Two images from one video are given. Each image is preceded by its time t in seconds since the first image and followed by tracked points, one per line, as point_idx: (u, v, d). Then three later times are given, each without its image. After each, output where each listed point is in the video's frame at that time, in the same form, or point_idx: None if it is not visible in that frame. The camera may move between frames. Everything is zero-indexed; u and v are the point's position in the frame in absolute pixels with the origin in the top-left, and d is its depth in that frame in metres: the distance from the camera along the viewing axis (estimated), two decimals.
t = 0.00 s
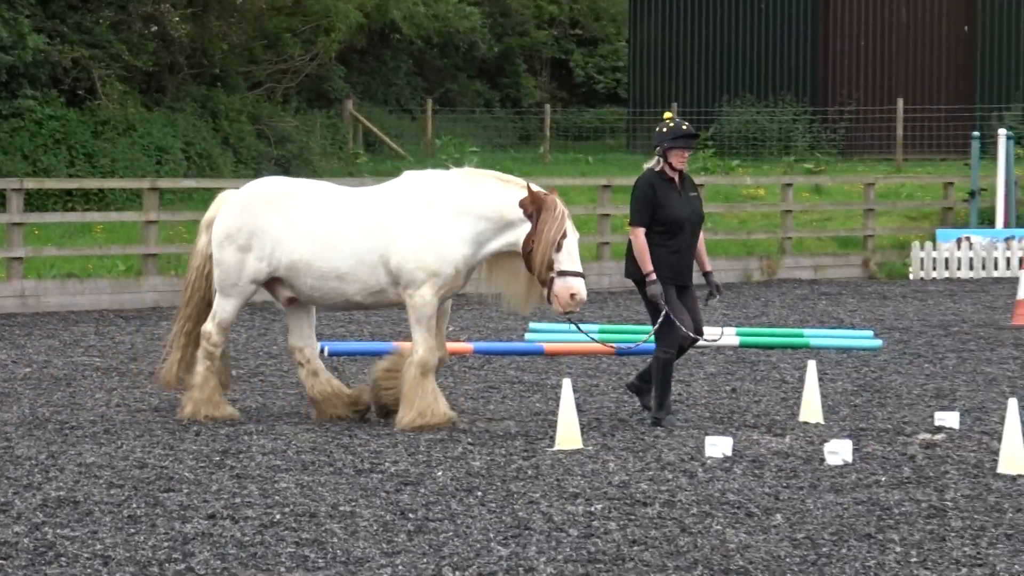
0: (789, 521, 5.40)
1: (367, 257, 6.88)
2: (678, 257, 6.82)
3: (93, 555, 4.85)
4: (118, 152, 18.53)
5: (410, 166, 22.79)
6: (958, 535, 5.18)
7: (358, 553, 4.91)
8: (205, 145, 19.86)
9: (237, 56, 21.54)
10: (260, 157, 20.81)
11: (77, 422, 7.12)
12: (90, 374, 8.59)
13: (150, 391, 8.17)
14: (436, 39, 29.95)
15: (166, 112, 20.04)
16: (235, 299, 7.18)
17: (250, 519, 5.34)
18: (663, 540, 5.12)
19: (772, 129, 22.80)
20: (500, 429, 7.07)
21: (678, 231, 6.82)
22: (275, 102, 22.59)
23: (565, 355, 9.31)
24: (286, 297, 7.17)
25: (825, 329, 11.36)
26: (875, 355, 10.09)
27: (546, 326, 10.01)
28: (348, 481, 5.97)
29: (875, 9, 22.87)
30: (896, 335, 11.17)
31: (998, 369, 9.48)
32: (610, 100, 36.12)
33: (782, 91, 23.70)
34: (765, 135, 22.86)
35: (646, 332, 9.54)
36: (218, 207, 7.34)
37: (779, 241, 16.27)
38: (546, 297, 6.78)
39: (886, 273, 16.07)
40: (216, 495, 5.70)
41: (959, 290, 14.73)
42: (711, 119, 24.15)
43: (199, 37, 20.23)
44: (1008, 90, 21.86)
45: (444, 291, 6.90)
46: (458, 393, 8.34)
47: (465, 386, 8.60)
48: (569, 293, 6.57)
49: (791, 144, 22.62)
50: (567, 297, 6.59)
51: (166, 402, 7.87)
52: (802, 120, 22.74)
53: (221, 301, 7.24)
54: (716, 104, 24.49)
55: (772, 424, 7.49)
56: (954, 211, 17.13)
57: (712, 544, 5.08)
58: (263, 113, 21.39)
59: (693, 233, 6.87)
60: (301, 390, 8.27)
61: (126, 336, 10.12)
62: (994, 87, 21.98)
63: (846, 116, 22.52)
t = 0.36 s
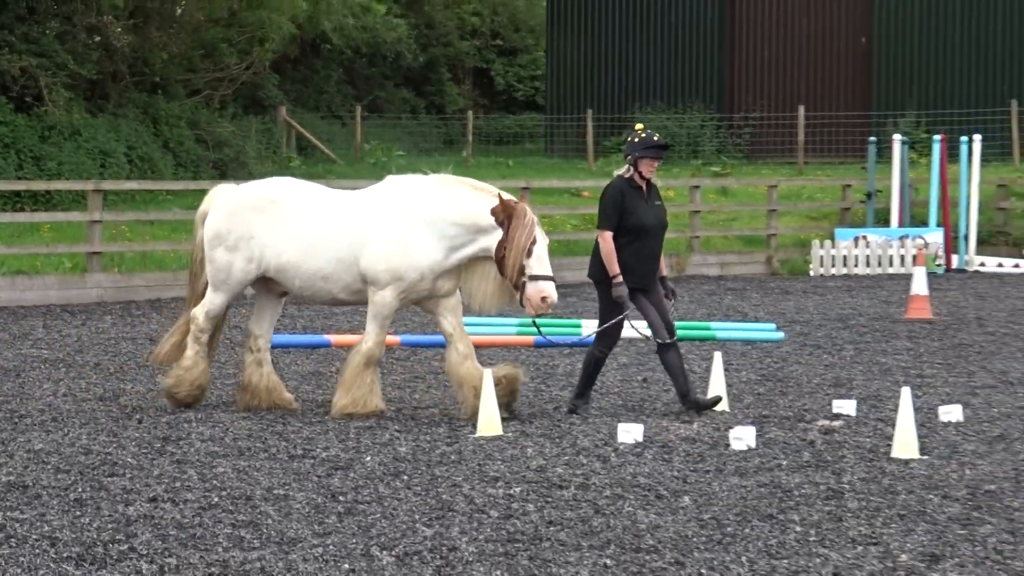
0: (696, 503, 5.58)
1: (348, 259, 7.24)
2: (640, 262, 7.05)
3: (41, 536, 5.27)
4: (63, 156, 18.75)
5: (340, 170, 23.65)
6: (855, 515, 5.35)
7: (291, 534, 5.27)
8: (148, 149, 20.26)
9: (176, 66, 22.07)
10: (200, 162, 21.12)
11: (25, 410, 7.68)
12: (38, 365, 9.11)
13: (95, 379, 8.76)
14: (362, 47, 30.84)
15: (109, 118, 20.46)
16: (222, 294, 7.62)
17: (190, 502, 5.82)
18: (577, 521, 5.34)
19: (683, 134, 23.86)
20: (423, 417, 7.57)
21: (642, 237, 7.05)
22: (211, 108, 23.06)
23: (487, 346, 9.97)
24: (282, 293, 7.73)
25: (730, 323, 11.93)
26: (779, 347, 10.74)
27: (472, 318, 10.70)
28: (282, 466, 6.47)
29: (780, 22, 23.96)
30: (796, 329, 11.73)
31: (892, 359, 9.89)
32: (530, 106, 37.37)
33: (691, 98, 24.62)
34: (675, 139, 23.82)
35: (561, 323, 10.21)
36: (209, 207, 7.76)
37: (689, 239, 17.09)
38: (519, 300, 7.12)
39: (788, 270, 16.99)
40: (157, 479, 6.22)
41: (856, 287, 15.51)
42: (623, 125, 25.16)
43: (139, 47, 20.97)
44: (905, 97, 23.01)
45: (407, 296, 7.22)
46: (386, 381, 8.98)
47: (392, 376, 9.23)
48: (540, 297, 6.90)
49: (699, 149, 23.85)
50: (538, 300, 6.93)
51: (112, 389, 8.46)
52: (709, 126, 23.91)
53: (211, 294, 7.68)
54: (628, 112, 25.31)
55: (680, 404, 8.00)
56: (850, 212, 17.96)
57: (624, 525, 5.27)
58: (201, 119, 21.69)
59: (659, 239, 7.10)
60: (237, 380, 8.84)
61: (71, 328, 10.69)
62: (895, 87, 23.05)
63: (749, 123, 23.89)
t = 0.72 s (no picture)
0: (624, 486, 5.67)
1: (339, 253, 7.56)
2: (627, 245, 7.41)
3: None
4: (10, 154, 19.15)
5: (279, 166, 24.38)
6: (779, 497, 5.40)
7: (232, 519, 5.41)
8: (94, 146, 20.62)
9: (121, 65, 22.27)
10: (144, 159, 21.43)
11: None
12: None
13: (40, 369, 9.04)
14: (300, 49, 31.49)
15: (55, 116, 20.69)
16: (254, 285, 7.84)
17: (133, 488, 5.99)
18: (510, 504, 5.46)
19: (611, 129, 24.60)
20: (360, 404, 7.86)
21: (631, 222, 7.40)
22: (155, 105, 23.32)
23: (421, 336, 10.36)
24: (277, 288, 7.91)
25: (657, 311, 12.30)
26: (703, 334, 11.15)
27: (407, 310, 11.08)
28: (224, 453, 6.68)
29: (704, 21, 24.57)
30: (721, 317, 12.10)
31: (811, 347, 10.27)
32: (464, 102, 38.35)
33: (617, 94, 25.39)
34: (603, 135, 24.60)
35: (495, 316, 10.66)
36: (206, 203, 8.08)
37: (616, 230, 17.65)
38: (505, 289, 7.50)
39: (713, 261, 17.46)
40: (102, 466, 6.41)
41: (780, 278, 16.05)
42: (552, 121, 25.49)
43: (84, 48, 20.96)
44: (823, 92, 23.77)
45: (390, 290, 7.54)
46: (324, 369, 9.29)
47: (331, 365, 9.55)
48: (525, 286, 7.30)
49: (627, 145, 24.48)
50: (524, 288, 7.33)
51: (56, 379, 8.72)
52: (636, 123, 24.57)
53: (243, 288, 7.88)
54: (558, 108, 25.84)
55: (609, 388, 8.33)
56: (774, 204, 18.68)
57: (555, 507, 5.38)
58: (145, 117, 21.95)
59: (648, 225, 7.44)
60: (178, 369, 9.12)
61: (18, 320, 11.02)
62: (814, 82, 23.81)
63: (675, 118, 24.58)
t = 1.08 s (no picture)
0: (568, 480, 5.76)
1: (337, 246, 7.56)
2: (628, 248, 7.26)
3: None
4: None
5: (221, 160, 24.34)
6: (721, 491, 5.50)
7: (175, 513, 5.43)
8: (34, 140, 20.43)
9: (63, 60, 22.05)
10: (86, 153, 21.26)
11: None
12: None
13: None
14: (244, 43, 31.37)
15: None
16: (224, 280, 7.83)
17: (76, 482, 5.99)
18: (454, 498, 5.53)
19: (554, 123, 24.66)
20: (302, 398, 7.89)
21: (631, 225, 7.24)
22: (98, 100, 23.14)
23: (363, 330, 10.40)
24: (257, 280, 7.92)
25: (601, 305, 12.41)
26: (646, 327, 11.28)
27: (351, 305, 11.07)
28: (167, 447, 6.68)
29: (645, 17, 24.82)
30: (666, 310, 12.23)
31: (755, 340, 10.42)
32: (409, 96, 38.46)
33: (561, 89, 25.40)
34: (546, 129, 24.75)
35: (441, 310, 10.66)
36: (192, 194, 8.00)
37: (560, 224, 17.80)
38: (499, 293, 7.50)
39: (656, 254, 17.71)
40: (45, 461, 6.40)
41: (723, 271, 16.25)
42: (496, 115, 25.61)
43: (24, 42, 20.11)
44: (767, 87, 23.69)
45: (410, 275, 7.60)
46: (267, 363, 9.30)
47: (274, 357, 9.56)
48: (521, 293, 7.28)
49: (569, 138, 24.65)
50: (519, 295, 7.32)
51: None
52: (579, 117, 24.78)
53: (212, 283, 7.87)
54: (501, 101, 26.01)
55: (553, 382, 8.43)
56: (717, 198, 18.88)
57: (499, 501, 5.44)
58: (87, 111, 21.76)
59: (645, 226, 7.29)
60: (122, 363, 9.11)
61: None
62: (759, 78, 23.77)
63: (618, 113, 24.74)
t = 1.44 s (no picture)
0: (531, 476, 5.82)
1: (349, 240, 7.47)
2: (646, 236, 7.31)
3: None
4: None
5: (185, 155, 24.24)
6: (685, 488, 5.57)
7: (138, 508, 5.45)
8: None
9: (26, 54, 21.87)
10: (50, 147, 21.11)
11: None
12: None
13: None
14: (208, 38, 31.22)
15: None
16: (223, 277, 7.81)
17: (39, 477, 5.99)
18: (417, 494, 5.57)
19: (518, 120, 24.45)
20: (265, 394, 7.91)
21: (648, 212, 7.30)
22: (61, 94, 22.98)
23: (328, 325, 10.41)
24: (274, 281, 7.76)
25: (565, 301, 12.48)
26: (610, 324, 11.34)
27: (316, 300, 11.06)
28: (130, 442, 6.69)
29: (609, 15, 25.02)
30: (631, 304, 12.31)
31: (719, 337, 10.51)
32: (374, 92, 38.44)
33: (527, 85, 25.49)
34: (511, 125, 24.66)
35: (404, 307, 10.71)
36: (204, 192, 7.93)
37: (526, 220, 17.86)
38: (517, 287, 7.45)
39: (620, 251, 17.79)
40: (8, 456, 6.39)
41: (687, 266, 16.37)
42: (460, 111, 25.64)
43: None
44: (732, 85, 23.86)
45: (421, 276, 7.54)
46: (231, 358, 9.29)
47: (237, 352, 9.55)
48: (540, 285, 7.24)
49: (534, 134, 24.60)
50: (539, 288, 7.27)
51: None
52: (544, 112, 24.67)
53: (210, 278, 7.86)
54: (463, 96, 26.06)
55: (517, 378, 8.48)
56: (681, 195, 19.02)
57: (462, 497, 5.49)
58: (51, 105, 21.59)
59: (663, 214, 7.36)
60: (85, 358, 9.09)
61: None
62: (723, 74, 23.94)
63: (582, 109, 24.93)
